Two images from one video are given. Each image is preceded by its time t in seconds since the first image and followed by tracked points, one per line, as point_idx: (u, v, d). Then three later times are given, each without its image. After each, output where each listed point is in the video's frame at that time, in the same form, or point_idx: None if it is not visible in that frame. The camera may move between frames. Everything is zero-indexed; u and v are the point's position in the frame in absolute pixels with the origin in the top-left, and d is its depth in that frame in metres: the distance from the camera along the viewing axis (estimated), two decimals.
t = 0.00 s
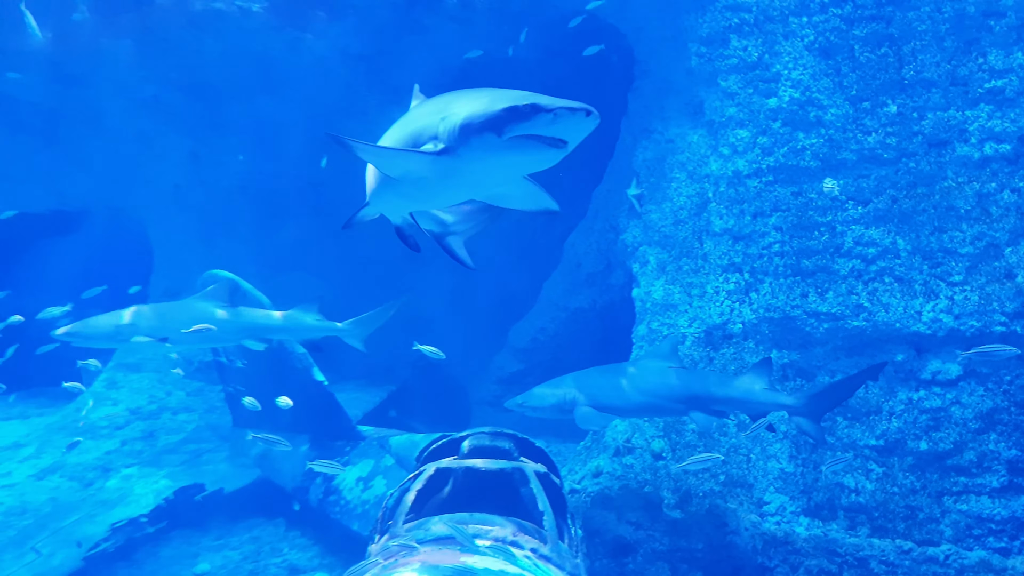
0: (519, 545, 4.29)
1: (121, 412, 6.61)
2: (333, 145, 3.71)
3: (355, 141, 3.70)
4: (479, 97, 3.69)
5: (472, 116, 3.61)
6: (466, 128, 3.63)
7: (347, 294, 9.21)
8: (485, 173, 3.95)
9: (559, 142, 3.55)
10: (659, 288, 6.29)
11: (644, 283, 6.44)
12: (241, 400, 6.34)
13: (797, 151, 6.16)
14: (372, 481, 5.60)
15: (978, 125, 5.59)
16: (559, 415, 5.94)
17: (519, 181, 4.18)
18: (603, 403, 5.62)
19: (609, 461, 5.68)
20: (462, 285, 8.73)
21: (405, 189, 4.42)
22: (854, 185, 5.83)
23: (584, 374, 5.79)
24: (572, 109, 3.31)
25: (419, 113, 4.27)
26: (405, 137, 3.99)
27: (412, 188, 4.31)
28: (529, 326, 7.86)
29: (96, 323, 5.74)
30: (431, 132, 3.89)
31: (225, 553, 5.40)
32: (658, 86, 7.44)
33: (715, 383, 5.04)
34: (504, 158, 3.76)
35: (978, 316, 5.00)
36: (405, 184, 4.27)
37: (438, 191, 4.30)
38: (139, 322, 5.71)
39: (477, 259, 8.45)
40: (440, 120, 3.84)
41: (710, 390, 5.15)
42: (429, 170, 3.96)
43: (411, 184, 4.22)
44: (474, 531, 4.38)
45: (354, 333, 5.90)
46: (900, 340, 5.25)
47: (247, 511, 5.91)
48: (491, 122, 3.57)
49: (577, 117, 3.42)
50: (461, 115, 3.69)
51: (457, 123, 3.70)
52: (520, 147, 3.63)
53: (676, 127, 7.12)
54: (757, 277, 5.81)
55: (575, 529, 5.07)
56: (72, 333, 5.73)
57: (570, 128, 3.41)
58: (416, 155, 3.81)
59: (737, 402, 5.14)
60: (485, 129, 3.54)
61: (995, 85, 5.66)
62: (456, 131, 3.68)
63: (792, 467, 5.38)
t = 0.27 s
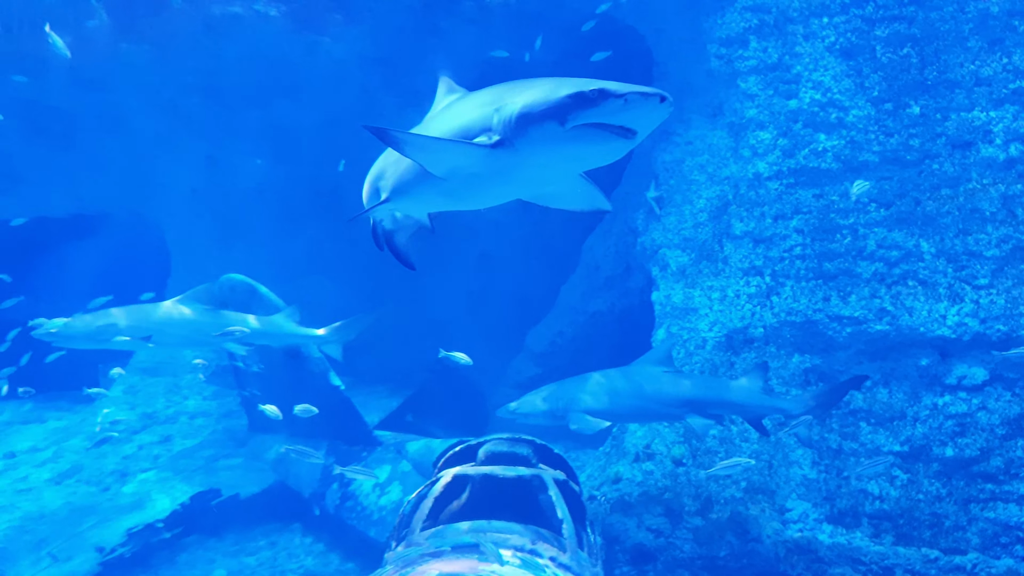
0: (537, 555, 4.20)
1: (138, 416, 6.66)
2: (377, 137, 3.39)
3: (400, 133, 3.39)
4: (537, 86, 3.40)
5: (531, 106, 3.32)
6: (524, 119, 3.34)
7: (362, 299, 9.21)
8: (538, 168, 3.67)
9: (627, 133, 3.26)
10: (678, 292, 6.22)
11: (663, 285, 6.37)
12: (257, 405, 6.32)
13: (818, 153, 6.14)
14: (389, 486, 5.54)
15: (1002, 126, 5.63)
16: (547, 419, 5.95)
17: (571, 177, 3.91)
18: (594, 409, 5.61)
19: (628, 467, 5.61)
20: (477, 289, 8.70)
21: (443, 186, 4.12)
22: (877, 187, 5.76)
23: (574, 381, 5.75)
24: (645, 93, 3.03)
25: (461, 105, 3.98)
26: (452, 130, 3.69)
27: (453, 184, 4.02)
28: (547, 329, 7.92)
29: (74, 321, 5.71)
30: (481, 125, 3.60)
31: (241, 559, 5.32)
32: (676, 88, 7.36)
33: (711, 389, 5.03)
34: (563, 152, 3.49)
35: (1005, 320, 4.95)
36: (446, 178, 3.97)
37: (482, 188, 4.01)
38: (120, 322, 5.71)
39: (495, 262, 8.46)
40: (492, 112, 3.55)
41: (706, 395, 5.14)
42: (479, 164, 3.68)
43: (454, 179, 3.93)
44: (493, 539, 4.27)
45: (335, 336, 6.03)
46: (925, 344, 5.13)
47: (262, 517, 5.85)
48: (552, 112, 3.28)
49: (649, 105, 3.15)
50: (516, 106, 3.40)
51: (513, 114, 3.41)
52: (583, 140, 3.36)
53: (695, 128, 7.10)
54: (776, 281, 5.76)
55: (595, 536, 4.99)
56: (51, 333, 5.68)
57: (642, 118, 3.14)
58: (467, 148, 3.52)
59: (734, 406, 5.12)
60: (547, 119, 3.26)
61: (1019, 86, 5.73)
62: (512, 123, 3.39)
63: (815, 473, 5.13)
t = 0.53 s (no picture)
0: (555, 560, 4.10)
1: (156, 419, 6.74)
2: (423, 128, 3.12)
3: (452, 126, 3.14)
4: (598, 69, 3.15)
5: (594, 89, 3.06)
6: (587, 102, 3.06)
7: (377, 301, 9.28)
8: (600, 160, 3.36)
9: (703, 114, 2.99)
10: (695, 296, 6.22)
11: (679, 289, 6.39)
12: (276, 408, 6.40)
13: (835, 156, 6.08)
14: (404, 491, 5.53)
15: None
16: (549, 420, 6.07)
17: (629, 171, 3.60)
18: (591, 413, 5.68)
19: (644, 472, 5.54)
20: (491, 292, 8.75)
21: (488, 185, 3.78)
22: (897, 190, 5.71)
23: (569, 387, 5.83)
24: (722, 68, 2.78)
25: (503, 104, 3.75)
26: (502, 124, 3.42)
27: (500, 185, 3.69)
28: (564, 333, 7.99)
29: (61, 323, 5.73)
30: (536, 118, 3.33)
31: (259, 562, 5.35)
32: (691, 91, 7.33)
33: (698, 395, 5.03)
34: (628, 140, 3.22)
35: None
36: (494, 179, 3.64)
37: (531, 188, 3.69)
38: (116, 319, 5.71)
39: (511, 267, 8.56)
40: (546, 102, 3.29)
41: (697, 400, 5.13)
42: (536, 157, 3.38)
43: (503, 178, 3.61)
44: (510, 543, 4.20)
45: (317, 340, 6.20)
46: (945, 349, 5.08)
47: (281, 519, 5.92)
48: (619, 92, 3.03)
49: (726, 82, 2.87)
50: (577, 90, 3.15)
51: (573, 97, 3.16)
52: (653, 123, 3.10)
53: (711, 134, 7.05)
54: (793, 285, 5.72)
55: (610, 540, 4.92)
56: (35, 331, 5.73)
57: (720, 96, 2.86)
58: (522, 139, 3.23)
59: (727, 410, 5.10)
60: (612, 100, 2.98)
61: None
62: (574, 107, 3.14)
63: (832, 479, 5.05)
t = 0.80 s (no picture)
0: (570, 566, 4.07)
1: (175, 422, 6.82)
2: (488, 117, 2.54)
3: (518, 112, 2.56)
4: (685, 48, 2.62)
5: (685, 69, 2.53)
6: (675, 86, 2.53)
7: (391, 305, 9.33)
8: (687, 155, 2.79)
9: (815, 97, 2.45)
10: (711, 301, 6.21)
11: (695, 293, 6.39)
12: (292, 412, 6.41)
13: (853, 160, 6.14)
14: (420, 496, 5.52)
15: None
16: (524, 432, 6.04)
17: (718, 166, 2.99)
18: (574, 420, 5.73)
19: (660, 478, 5.53)
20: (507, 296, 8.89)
21: (551, 184, 3.18)
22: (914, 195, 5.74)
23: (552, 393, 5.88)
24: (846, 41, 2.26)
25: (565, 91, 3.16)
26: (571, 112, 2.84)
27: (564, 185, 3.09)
28: (579, 338, 7.99)
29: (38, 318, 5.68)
30: (613, 103, 2.76)
31: (275, 566, 5.37)
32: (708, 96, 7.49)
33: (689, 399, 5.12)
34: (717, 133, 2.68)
35: None
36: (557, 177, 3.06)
37: (602, 187, 3.08)
38: (82, 318, 5.71)
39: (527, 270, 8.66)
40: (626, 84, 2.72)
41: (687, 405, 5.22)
42: (612, 150, 2.80)
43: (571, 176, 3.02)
44: (526, 549, 4.19)
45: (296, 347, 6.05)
46: (965, 354, 4.98)
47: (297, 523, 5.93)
48: (718, 73, 2.49)
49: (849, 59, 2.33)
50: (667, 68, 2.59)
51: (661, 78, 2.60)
52: (756, 110, 2.54)
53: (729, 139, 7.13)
54: (811, 289, 5.71)
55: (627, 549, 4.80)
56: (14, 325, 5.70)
57: (840, 77, 2.33)
58: (599, 131, 2.66)
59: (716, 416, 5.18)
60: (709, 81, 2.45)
61: None
62: (665, 90, 2.57)
63: (850, 486, 4.90)
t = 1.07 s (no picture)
0: (583, 570, 4.05)
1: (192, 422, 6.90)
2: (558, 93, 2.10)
3: (596, 90, 2.13)
4: (791, 25, 2.16)
5: (791, 49, 2.09)
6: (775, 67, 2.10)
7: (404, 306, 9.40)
8: (775, 145, 2.35)
9: (945, 87, 2.00)
10: (725, 304, 6.18)
11: (708, 296, 6.37)
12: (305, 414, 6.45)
13: (867, 164, 6.15)
14: (432, 496, 5.53)
15: None
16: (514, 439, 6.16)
17: (804, 157, 2.56)
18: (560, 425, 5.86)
19: (672, 481, 5.52)
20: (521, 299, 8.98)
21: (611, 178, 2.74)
22: (928, 198, 5.71)
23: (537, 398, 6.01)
24: (999, 23, 1.81)
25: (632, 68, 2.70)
26: (651, 91, 2.38)
27: (627, 176, 2.65)
28: (591, 341, 8.00)
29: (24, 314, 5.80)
30: (702, 83, 2.30)
31: (289, 566, 5.38)
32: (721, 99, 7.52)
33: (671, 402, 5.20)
34: (814, 124, 2.23)
35: None
36: (620, 166, 2.62)
37: (669, 180, 2.64)
38: (64, 313, 5.80)
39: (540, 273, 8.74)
40: (720, 62, 2.27)
41: (671, 409, 5.32)
42: (696, 139, 2.35)
43: (637, 166, 2.58)
44: (538, 552, 4.16)
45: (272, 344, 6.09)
46: (979, 359, 4.96)
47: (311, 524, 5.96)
48: (843, 54, 2.03)
49: (998, 46, 1.86)
50: (777, 45, 2.14)
51: (770, 57, 2.14)
52: (876, 99, 2.09)
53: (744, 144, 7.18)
54: (825, 292, 5.72)
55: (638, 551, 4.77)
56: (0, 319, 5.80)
57: (982, 67, 1.89)
58: (678, 114, 2.23)
59: (698, 419, 5.27)
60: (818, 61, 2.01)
61: None
62: (774, 70, 2.12)
63: (863, 489, 4.84)
